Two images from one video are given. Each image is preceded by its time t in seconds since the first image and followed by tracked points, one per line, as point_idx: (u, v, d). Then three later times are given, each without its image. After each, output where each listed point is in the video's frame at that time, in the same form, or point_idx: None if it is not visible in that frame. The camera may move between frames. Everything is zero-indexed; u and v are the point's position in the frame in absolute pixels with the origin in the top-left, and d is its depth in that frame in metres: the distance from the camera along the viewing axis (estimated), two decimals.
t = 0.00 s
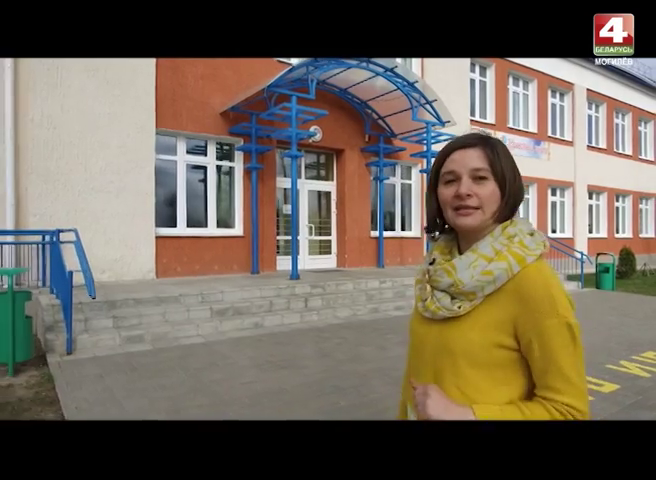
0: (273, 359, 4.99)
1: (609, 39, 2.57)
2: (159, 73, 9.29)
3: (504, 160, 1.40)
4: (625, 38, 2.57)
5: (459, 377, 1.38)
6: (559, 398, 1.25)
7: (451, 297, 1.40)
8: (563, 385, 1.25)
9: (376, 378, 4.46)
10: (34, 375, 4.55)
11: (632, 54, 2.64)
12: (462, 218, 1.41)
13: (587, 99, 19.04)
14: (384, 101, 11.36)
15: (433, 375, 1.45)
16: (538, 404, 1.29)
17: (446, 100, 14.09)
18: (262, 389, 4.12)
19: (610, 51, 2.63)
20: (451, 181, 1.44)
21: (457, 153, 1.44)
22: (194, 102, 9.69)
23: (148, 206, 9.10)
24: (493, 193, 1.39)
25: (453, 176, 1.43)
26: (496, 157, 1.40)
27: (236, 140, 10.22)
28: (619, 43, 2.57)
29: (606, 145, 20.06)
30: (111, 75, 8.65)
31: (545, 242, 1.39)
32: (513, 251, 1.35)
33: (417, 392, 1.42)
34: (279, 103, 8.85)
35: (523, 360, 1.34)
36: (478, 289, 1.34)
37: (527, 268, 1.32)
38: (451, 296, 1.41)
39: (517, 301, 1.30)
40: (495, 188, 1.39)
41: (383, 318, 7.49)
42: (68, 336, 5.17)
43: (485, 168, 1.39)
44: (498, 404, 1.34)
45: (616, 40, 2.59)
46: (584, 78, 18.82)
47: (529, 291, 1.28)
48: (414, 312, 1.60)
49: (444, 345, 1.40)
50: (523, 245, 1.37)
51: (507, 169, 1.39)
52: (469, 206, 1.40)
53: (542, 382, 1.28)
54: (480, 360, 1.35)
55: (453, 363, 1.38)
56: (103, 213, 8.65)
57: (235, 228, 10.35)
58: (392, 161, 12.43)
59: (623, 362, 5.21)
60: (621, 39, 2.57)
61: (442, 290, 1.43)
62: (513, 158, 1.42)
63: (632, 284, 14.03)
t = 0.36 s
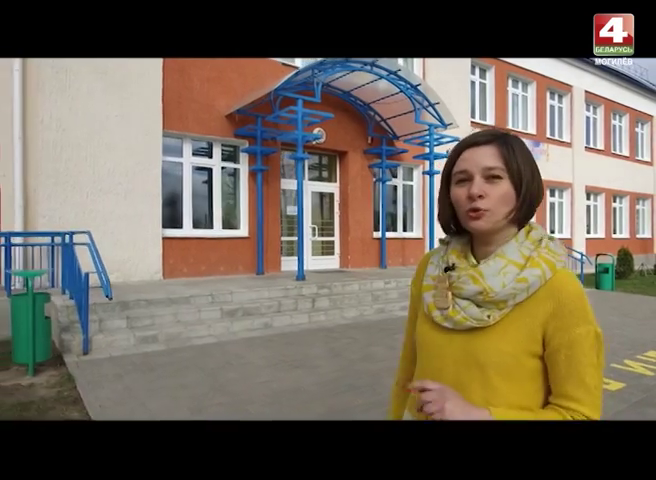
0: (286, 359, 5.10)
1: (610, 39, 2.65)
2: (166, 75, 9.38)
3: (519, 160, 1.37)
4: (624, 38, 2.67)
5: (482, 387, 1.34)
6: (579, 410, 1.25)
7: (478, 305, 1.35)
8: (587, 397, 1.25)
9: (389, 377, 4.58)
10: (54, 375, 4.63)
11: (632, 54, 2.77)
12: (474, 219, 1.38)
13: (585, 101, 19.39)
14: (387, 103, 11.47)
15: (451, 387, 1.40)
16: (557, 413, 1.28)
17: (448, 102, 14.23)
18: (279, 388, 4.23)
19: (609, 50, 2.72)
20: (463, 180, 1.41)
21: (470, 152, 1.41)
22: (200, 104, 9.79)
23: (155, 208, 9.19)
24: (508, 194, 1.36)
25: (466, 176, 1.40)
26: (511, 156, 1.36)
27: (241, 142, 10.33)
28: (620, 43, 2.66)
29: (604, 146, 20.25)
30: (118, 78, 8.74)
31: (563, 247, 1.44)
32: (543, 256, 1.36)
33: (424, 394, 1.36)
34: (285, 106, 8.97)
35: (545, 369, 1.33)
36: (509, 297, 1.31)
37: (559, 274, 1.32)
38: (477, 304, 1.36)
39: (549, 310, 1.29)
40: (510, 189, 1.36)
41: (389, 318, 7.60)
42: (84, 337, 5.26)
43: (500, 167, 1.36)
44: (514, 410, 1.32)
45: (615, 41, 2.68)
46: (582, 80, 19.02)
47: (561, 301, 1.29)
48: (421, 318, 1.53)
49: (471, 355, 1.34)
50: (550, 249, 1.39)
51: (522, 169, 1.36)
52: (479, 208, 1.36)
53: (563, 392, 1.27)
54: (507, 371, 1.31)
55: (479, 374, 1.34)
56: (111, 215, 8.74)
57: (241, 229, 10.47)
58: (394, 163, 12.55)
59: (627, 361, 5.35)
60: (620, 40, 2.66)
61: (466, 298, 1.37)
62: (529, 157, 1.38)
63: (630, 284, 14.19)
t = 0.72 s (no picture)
0: (301, 353, 5.31)
1: (610, 39, 2.99)
2: (175, 76, 9.54)
3: (525, 169, 1.52)
4: (625, 38, 3.01)
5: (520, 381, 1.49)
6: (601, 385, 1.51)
7: (513, 307, 1.49)
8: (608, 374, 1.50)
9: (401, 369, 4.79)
10: (78, 368, 4.80)
11: (632, 53, 3.11)
12: (484, 225, 1.55)
13: (583, 102, 19.66)
14: (391, 104, 11.68)
15: (487, 384, 1.53)
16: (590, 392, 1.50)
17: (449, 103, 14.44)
18: (297, 380, 4.44)
19: (610, 49, 3.05)
20: (474, 190, 1.58)
21: (480, 164, 1.57)
22: (208, 105, 9.95)
23: (165, 208, 9.37)
24: (514, 202, 1.52)
25: (475, 187, 1.57)
26: (516, 166, 1.52)
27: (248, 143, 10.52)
28: (620, 41, 2.99)
29: (601, 147, 20.49)
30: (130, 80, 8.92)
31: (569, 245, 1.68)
32: (564, 259, 1.57)
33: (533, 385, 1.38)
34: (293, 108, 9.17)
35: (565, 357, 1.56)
36: (541, 298, 1.49)
37: (576, 274, 1.55)
38: (510, 306, 1.50)
39: (575, 307, 1.51)
40: (516, 197, 1.52)
41: (395, 316, 7.81)
42: (104, 332, 5.44)
43: (505, 178, 1.52)
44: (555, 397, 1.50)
45: (615, 40, 3.01)
46: (579, 82, 19.28)
47: (584, 298, 1.51)
48: (443, 319, 1.62)
49: (509, 354, 1.49)
50: (565, 251, 1.61)
51: (526, 178, 1.51)
52: (488, 215, 1.54)
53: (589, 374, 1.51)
54: (542, 364, 1.49)
55: (517, 370, 1.49)
56: (122, 214, 8.91)
57: (247, 229, 10.69)
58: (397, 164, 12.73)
59: (628, 355, 5.57)
60: (620, 39, 3.00)
61: (501, 302, 1.51)
62: (534, 166, 1.53)
63: (629, 282, 14.40)
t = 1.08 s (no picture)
0: (311, 350, 5.48)
1: (610, 39, 2.85)
2: (182, 80, 9.71)
3: (500, 172, 1.50)
4: (623, 38, 2.88)
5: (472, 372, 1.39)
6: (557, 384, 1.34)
7: (461, 297, 1.43)
8: (562, 369, 1.34)
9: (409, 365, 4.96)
10: (98, 365, 4.96)
11: (632, 54, 2.99)
12: (465, 220, 1.47)
13: (581, 104, 19.91)
14: (393, 107, 11.87)
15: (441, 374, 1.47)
16: (540, 387, 1.35)
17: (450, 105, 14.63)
18: (310, 376, 4.61)
19: (609, 50, 2.91)
20: (455, 185, 1.49)
21: (461, 161, 1.50)
22: (214, 108, 10.12)
23: (172, 209, 9.54)
24: (493, 201, 1.48)
25: (457, 183, 1.49)
26: (494, 167, 1.49)
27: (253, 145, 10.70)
28: (618, 42, 2.86)
29: (599, 148, 20.74)
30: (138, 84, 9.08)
31: (529, 244, 1.56)
32: (514, 252, 1.48)
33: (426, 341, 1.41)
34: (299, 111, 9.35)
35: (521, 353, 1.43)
36: (489, 288, 1.41)
37: (528, 266, 1.45)
38: (460, 297, 1.44)
39: (523, 296, 1.40)
40: (494, 197, 1.48)
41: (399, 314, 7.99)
42: (121, 330, 5.59)
43: (486, 176, 1.48)
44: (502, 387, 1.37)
45: (614, 40, 2.87)
46: (578, 84, 19.52)
47: (534, 287, 1.40)
48: (406, 314, 1.58)
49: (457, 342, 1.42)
50: (518, 247, 1.51)
51: (503, 183, 1.50)
52: (470, 210, 1.46)
53: (542, 367, 1.36)
54: (489, 355, 1.40)
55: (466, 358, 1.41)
56: (131, 216, 9.08)
57: (252, 229, 10.89)
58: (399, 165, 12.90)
59: (626, 352, 5.79)
60: (619, 39, 2.87)
61: (450, 292, 1.45)
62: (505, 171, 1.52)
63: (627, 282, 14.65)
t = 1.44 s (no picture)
0: (323, 347, 5.60)
1: (610, 39, 2.67)
2: (189, 81, 9.82)
3: (490, 172, 1.56)
4: (625, 39, 2.67)
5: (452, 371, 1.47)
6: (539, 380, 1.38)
7: (437, 297, 1.50)
8: (544, 365, 1.38)
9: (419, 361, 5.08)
10: (115, 361, 5.06)
11: (632, 54, 2.82)
12: (448, 215, 1.54)
13: (581, 104, 20.05)
14: (396, 108, 12.00)
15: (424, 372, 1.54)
16: (526, 390, 1.38)
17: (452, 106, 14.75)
18: (324, 372, 4.72)
19: (610, 50, 2.73)
20: (443, 180, 1.56)
21: (452, 157, 1.56)
22: (220, 109, 10.23)
23: (180, 209, 9.65)
24: (478, 199, 1.54)
25: (446, 177, 1.56)
26: (485, 167, 1.55)
27: (258, 145, 10.82)
28: (620, 43, 2.66)
29: (599, 148, 20.88)
30: (146, 85, 9.18)
31: (511, 241, 1.57)
32: (490, 248, 1.50)
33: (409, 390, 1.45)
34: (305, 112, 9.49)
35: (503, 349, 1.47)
36: (463, 287, 1.45)
37: (504, 263, 1.46)
38: (437, 296, 1.50)
39: (497, 295, 1.43)
40: (479, 195, 1.54)
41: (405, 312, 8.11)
42: (135, 328, 5.70)
43: (475, 175, 1.54)
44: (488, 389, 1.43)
45: (615, 40, 2.69)
46: (577, 84, 19.64)
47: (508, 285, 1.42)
48: (394, 314, 1.68)
49: (435, 341, 1.49)
50: (496, 243, 1.53)
51: (490, 182, 1.55)
52: (453, 206, 1.53)
53: (526, 366, 1.40)
54: (468, 353, 1.45)
55: (445, 357, 1.47)
56: (140, 216, 9.18)
57: (257, 229, 11.04)
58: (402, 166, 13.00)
59: (630, 348, 5.93)
60: (620, 40, 2.66)
61: (428, 291, 1.52)
62: (496, 172, 1.57)
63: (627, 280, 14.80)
